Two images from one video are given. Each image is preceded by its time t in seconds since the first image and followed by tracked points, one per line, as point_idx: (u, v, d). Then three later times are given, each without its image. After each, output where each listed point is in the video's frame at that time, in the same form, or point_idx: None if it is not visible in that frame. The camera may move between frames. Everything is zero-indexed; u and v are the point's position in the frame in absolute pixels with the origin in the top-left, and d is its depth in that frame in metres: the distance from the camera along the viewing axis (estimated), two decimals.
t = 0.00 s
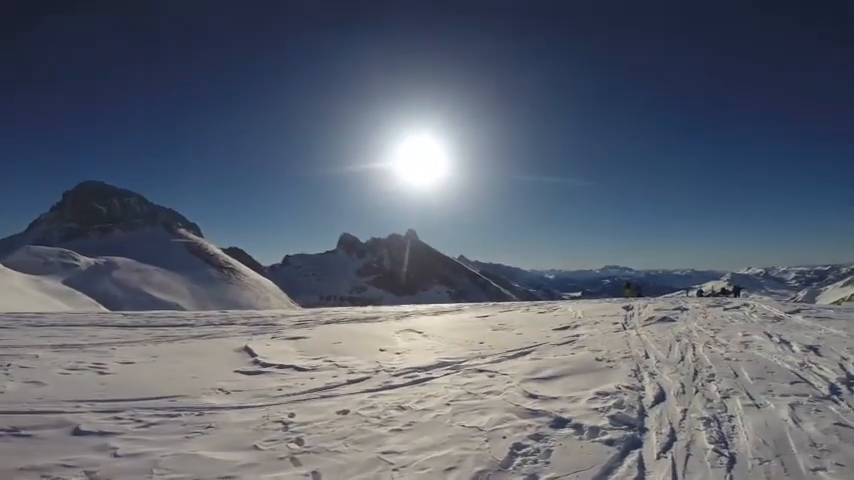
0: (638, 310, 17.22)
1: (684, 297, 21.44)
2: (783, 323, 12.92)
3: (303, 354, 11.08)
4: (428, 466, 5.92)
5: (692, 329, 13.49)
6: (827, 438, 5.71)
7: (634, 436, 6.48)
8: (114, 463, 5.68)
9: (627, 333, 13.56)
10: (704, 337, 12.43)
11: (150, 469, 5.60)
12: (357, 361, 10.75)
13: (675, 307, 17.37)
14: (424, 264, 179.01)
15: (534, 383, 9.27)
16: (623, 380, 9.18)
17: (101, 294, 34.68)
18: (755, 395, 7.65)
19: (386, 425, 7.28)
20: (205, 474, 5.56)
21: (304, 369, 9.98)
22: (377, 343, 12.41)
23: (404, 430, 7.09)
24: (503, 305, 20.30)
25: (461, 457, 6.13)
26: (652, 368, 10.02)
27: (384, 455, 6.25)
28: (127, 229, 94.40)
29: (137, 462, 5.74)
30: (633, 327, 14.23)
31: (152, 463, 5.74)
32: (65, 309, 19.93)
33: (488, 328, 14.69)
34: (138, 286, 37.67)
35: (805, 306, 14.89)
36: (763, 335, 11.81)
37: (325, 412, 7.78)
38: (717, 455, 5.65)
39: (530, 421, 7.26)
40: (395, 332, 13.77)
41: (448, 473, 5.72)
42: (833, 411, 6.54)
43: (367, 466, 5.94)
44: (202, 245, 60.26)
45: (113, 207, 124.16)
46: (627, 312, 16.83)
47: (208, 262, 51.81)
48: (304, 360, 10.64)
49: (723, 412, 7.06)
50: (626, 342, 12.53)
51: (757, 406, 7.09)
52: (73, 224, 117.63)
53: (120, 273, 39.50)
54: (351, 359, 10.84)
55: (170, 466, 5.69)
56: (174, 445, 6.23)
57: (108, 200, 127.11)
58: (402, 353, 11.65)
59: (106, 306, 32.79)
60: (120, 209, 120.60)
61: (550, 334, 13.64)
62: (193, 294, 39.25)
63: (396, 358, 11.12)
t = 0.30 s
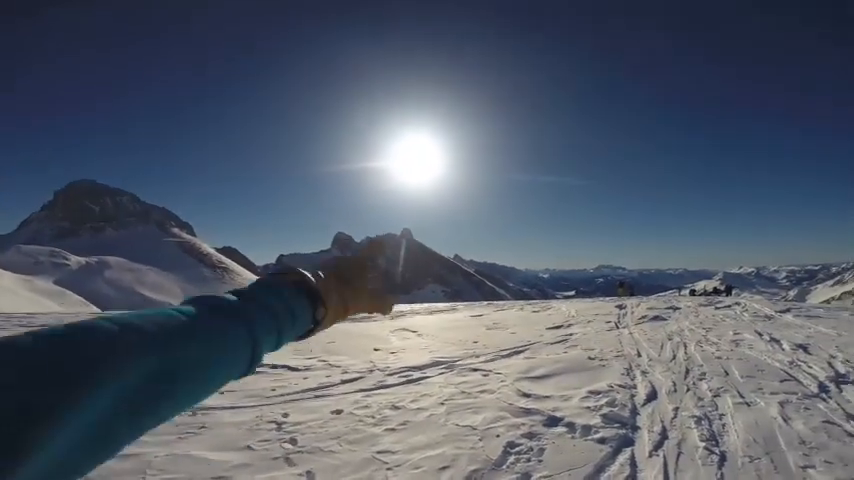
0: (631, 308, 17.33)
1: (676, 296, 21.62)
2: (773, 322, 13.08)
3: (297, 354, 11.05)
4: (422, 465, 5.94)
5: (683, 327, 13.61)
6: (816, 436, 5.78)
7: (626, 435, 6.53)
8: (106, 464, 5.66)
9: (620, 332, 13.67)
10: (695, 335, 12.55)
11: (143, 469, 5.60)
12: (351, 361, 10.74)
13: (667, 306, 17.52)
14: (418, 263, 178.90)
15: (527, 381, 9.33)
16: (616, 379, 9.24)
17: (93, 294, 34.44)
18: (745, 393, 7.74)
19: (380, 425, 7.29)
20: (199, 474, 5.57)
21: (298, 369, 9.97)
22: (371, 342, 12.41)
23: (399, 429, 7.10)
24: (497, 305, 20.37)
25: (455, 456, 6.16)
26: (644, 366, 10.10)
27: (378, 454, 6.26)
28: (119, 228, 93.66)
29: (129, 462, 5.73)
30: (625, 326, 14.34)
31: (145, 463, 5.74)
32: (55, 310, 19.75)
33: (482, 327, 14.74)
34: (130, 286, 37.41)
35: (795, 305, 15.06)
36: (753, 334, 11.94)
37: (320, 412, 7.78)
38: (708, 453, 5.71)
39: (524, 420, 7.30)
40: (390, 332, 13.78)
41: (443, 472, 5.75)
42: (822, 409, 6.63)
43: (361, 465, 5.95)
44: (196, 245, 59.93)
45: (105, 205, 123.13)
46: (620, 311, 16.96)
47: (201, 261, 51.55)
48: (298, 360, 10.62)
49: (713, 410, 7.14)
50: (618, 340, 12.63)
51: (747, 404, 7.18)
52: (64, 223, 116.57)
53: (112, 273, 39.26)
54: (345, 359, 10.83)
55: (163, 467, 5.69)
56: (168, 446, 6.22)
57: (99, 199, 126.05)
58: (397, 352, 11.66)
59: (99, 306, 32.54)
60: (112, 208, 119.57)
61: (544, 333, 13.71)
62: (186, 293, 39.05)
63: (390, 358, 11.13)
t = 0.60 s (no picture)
0: (616, 312, 17.52)
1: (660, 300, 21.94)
2: (754, 324, 13.33)
3: (283, 361, 10.93)
4: (411, 471, 5.91)
5: (667, 330, 13.82)
6: (798, 435, 5.88)
7: (612, 437, 6.58)
8: (87, 474, 5.53)
9: (605, 335, 13.81)
10: (679, 338, 12.75)
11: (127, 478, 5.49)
12: (339, 368, 10.65)
13: (651, 309, 17.76)
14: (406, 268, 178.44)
15: (515, 386, 9.36)
16: (602, 382, 9.33)
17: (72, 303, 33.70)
18: (728, 394, 7.87)
19: (368, 431, 7.23)
20: None
21: (285, 376, 9.86)
22: (358, 349, 12.34)
23: (387, 435, 7.06)
24: (485, 310, 20.43)
25: (444, 461, 6.14)
26: (630, 369, 10.21)
27: (367, 460, 6.21)
28: (100, 236, 91.68)
29: (112, 470, 5.62)
30: (611, 330, 14.50)
31: (129, 471, 5.63)
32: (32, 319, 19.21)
33: (469, 332, 14.77)
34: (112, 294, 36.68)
35: (774, 307, 15.40)
36: (735, 336, 12.16)
37: (307, 419, 7.69)
38: (693, 454, 5.78)
39: (512, 424, 7.31)
40: (377, 338, 13.70)
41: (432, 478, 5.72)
42: (802, 409, 6.76)
43: (350, 471, 5.90)
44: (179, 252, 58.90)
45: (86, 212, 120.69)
46: (606, 315, 17.15)
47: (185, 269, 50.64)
48: (284, 367, 10.50)
49: (697, 412, 7.25)
50: (604, 344, 12.76)
51: (730, 406, 7.29)
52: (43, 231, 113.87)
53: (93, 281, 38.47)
54: (332, 366, 10.75)
55: (147, 475, 5.59)
56: (152, 455, 6.11)
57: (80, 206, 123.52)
58: (385, 359, 11.61)
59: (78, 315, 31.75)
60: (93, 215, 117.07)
61: (531, 338, 13.78)
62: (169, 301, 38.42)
63: (378, 364, 11.07)
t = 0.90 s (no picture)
0: (617, 312, 17.51)
1: (661, 299, 21.93)
2: (755, 323, 13.33)
3: (284, 362, 10.95)
4: (413, 470, 5.91)
5: (668, 330, 13.83)
6: (799, 434, 5.87)
7: (613, 437, 6.59)
8: (90, 474, 5.56)
9: (606, 335, 13.82)
10: (679, 338, 12.76)
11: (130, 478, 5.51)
12: (340, 368, 10.66)
13: (651, 309, 17.77)
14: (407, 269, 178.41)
15: (516, 386, 9.37)
16: (602, 382, 9.34)
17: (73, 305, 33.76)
18: (729, 394, 7.88)
19: (370, 431, 7.24)
20: None
21: (286, 377, 9.87)
22: (359, 350, 12.36)
23: (389, 435, 7.07)
24: (485, 310, 20.44)
25: (446, 461, 6.15)
26: (630, 369, 10.21)
27: (369, 460, 6.22)
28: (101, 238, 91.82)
29: (116, 471, 5.64)
30: (611, 330, 14.50)
31: (132, 471, 5.66)
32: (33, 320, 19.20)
33: (470, 333, 14.78)
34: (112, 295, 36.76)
35: (775, 306, 15.40)
36: (736, 335, 12.16)
37: (309, 419, 7.71)
38: (694, 453, 5.79)
39: (513, 424, 7.32)
40: (378, 339, 13.71)
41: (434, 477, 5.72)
42: (804, 408, 6.76)
43: (352, 471, 5.91)
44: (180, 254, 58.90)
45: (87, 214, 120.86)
46: (606, 315, 17.16)
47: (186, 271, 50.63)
48: (285, 368, 10.51)
49: (698, 411, 7.25)
50: (604, 344, 12.77)
51: (731, 405, 7.30)
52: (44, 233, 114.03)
53: (93, 283, 38.52)
54: (333, 367, 10.75)
55: (151, 475, 5.61)
56: (155, 455, 6.13)
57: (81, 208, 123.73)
58: (386, 359, 11.62)
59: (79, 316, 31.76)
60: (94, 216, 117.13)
61: (532, 338, 13.79)
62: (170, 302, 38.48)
63: (379, 365, 11.08)
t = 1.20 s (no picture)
0: (611, 313, 17.61)
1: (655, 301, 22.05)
2: (748, 324, 13.44)
3: (279, 363, 10.90)
4: (409, 471, 5.91)
5: (662, 331, 13.90)
6: (791, 434, 5.93)
7: (608, 438, 6.63)
8: (83, 475, 5.52)
9: (601, 337, 13.87)
10: (673, 339, 12.84)
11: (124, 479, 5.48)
12: (335, 369, 10.65)
13: (646, 310, 17.86)
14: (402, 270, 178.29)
15: (511, 387, 9.39)
16: (597, 383, 9.38)
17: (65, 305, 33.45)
18: (722, 395, 7.94)
19: (365, 432, 7.24)
20: None
21: (281, 378, 9.84)
22: (355, 351, 12.32)
23: (384, 436, 7.06)
24: (481, 311, 20.46)
25: (441, 462, 6.15)
26: (624, 370, 10.26)
27: (364, 461, 6.21)
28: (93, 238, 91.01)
29: (109, 472, 5.60)
30: (606, 331, 14.56)
31: (126, 473, 5.63)
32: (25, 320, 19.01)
33: (466, 334, 14.80)
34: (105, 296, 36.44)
35: (768, 307, 15.54)
36: (729, 336, 12.26)
37: (304, 420, 7.68)
38: (688, 454, 5.82)
39: (509, 425, 7.34)
40: (374, 340, 13.70)
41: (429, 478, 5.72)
42: (796, 408, 6.83)
43: (347, 472, 5.90)
44: (174, 254, 58.50)
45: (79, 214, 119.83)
46: (601, 316, 17.23)
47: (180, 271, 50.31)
48: (280, 369, 10.47)
49: (692, 412, 7.30)
50: (599, 345, 12.82)
51: (724, 406, 7.36)
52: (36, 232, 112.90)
53: (86, 283, 38.17)
54: (328, 368, 10.73)
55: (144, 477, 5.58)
56: (148, 456, 6.09)
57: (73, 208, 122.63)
58: (381, 360, 11.60)
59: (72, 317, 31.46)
60: (87, 216, 116.14)
61: (527, 339, 13.81)
62: (163, 303, 38.21)
63: (374, 366, 11.08)
